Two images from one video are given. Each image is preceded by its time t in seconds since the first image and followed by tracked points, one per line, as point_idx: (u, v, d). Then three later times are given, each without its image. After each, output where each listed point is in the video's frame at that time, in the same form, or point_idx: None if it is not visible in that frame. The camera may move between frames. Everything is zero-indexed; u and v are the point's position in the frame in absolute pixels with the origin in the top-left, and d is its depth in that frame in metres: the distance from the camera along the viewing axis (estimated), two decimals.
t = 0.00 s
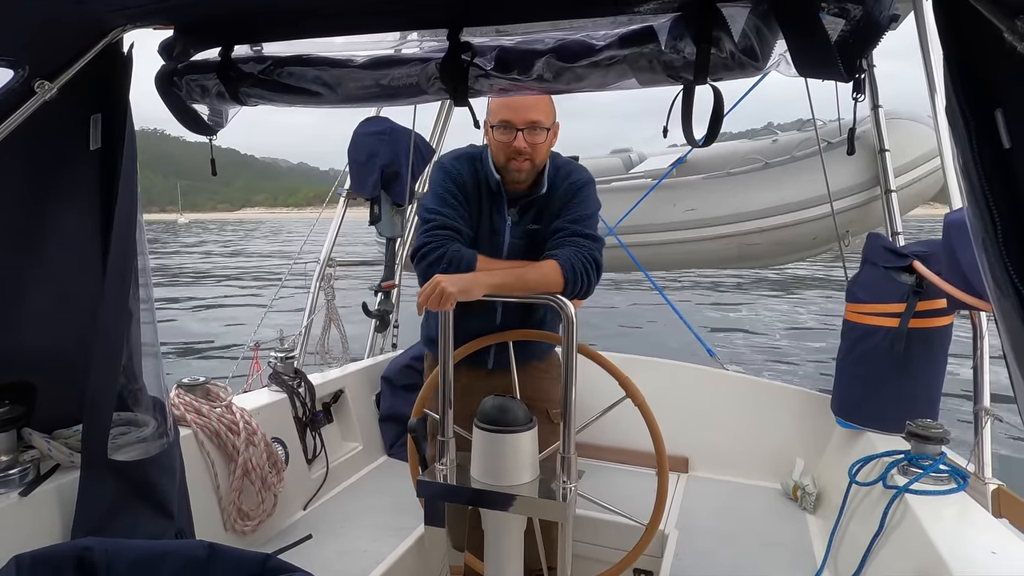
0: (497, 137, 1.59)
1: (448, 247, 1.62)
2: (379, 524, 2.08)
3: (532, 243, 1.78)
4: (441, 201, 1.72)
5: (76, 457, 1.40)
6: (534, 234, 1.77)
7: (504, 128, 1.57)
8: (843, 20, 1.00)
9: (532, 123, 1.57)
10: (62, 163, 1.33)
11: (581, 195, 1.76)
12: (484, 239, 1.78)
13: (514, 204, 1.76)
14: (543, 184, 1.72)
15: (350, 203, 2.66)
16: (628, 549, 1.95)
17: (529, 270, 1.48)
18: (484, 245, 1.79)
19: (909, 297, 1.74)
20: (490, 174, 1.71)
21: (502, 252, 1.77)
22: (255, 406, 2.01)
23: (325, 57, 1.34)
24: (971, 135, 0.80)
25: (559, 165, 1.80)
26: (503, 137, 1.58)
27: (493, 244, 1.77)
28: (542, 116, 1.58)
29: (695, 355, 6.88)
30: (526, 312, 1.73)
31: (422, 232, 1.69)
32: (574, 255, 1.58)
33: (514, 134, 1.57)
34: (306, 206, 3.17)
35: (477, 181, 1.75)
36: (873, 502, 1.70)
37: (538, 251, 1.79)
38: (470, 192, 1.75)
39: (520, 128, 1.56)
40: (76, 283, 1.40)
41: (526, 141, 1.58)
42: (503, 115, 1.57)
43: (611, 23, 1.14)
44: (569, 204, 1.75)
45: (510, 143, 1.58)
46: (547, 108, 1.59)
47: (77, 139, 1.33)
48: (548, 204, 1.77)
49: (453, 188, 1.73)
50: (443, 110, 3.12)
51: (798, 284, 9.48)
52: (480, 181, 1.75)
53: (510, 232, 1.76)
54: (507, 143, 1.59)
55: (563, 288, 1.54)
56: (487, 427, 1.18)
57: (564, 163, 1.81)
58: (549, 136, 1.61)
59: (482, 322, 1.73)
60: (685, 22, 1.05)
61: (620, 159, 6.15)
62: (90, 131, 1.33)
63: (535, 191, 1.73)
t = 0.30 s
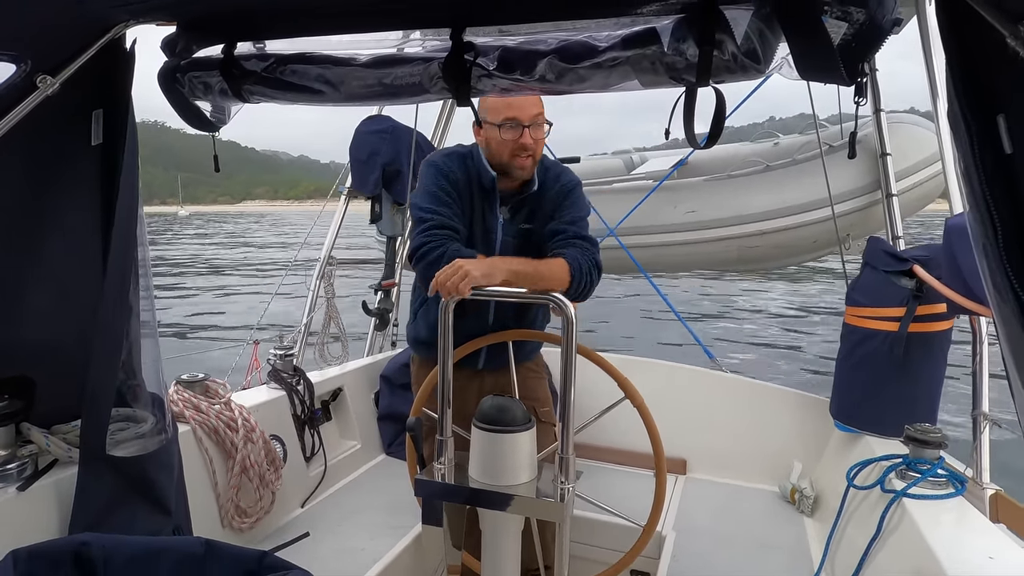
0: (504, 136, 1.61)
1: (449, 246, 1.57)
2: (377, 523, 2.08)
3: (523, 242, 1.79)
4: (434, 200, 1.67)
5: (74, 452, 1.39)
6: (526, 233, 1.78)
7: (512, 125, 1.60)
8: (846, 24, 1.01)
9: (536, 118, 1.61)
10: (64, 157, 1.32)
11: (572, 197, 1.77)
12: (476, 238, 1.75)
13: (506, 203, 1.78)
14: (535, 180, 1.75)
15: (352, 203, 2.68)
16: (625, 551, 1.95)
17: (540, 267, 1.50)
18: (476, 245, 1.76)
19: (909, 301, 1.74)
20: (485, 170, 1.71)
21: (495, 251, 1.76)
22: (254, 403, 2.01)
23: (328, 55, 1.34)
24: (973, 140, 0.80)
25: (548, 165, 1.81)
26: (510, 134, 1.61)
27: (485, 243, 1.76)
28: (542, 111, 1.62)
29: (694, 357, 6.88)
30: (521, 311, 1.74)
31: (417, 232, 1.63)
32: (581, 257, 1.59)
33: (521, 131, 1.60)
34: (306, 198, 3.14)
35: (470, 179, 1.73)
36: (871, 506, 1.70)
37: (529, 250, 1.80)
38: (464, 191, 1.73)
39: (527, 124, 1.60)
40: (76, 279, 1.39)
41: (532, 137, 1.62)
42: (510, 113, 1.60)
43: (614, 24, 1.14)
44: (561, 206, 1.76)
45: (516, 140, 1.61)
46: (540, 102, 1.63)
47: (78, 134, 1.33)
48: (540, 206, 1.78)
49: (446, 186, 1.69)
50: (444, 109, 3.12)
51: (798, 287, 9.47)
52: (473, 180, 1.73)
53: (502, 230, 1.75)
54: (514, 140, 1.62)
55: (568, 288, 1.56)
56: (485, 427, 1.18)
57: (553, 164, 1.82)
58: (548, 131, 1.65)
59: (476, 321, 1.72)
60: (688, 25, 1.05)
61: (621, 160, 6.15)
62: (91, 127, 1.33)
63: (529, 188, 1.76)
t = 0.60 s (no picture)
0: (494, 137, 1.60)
1: (445, 246, 1.57)
2: (376, 522, 2.08)
3: (520, 238, 1.79)
4: (427, 202, 1.67)
5: (74, 451, 1.39)
6: (523, 231, 1.79)
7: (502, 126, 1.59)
8: (846, 25, 1.01)
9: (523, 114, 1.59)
10: (66, 155, 1.33)
11: (569, 202, 1.83)
12: (472, 237, 1.76)
13: (500, 201, 1.76)
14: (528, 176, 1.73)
15: (352, 203, 2.70)
16: (625, 551, 1.95)
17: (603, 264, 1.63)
18: (472, 243, 1.76)
19: (910, 302, 1.73)
20: (478, 170, 1.70)
21: (490, 248, 1.77)
22: (254, 402, 2.01)
23: (329, 55, 1.34)
24: (973, 142, 0.80)
25: (543, 162, 1.83)
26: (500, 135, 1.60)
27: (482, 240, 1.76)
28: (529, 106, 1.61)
29: (694, 357, 6.87)
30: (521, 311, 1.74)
31: (413, 235, 1.63)
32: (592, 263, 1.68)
33: (511, 130, 1.59)
34: (306, 189, 3.11)
35: (461, 178, 1.72)
36: (870, 507, 1.70)
37: (526, 247, 1.81)
38: (456, 190, 1.72)
39: (515, 122, 1.59)
40: (76, 279, 1.40)
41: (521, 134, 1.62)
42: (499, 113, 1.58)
43: (615, 24, 1.14)
44: (558, 213, 1.82)
45: (508, 138, 1.60)
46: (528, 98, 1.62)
47: (78, 133, 1.33)
48: (536, 206, 1.80)
49: (438, 186, 1.69)
50: (445, 109, 3.11)
51: (798, 287, 9.47)
52: (463, 178, 1.72)
53: (497, 226, 1.76)
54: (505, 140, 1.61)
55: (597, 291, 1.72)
56: (485, 426, 1.18)
57: (546, 161, 1.84)
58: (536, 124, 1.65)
59: (475, 322, 1.72)
60: (688, 26, 1.05)
61: (621, 161, 6.11)
62: (91, 126, 1.33)
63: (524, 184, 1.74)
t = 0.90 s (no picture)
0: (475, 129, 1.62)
1: (445, 246, 1.57)
2: (378, 523, 2.08)
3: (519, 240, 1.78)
4: (425, 202, 1.67)
5: (75, 454, 1.39)
6: (522, 231, 1.78)
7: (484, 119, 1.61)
8: (845, 23, 1.01)
9: (510, 113, 1.60)
10: (69, 154, 1.33)
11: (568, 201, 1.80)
12: (471, 236, 1.76)
13: (497, 198, 1.76)
14: (524, 176, 1.73)
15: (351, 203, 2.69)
16: (626, 550, 1.95)
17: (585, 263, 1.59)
18: (471, 243, 1.76)
19: (910, 299, 1.74)
20: (473, 166, 1.70)
21: (489, 247, 1.76)
22: (255, 404, 2.01)
23: (329, 56, 1.34)
24: (972, 139, 0.80)
25: (540, 160, 1.82)
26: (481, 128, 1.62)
27: (481, 241, 1.76)
28: (520, 107, 1.62)
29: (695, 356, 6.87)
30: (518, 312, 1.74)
31: (412, 236, 1.63)
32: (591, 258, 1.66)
33: (493, 125, 1.61)
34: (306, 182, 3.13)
35: (459, 178, 1.73)
36: (871, 505, 1.70)
37: (527, 249, 1.80)
38: (455, 190, 1.72)
39: (499, 118, 1.60)
40: (76, 281, 1.40)
41: (504, 131, 1.62)
42: (484, 107, 1.60)
43: (613, 24, 1.14)
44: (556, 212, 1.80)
45: (488, 134, 1.62)
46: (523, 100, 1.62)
47: (77, 136, 1.33)
48: (534, 205, 1.79)
49: (435, 186, 1.69)
50: (443, 110, 3.11)
51: (798, 286, 9.46)
52: (461, 179, 1.73)
53: (495, 227, 1.76)
54: (485, 134, 1.63)
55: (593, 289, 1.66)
56: (486, 427, 1.18)
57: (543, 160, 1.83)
58: (526, 126, 1.65)
59: (475, 321, 1.72)
60: (687, 25, 1.05)
61: (620, 160, 6.26)
62: (90, 128, 1.33)
63: (519, 184, 1.74)
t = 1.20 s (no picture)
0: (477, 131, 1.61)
1: (445, 246, 1.58)
2: (381, 525, 2.08)
3: (515, 240, 1.77)
4: (427, 201, 1.67)
5: (78, 460, 1.40)
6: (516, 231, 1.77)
7: (486, 121, 1.60)
8: (842, 18, 1.02)
9: (511, 117, 1.59)
10: (69, 160, 1.33)
11: (562, 198, 1.74)
12: (471, 238, 1.75)
13: (498, 201, 1.75)
14: (521, 178, 1.71)
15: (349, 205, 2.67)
16: (630, 548, 1.95)
17: (526, 269, 1.49)
18: (471, 244, 1.76)
19: (909, 293, 1.74)
20: (473, 167, 1.70)
21: (488, 250, 1.75)
22: (256, 407, 2.01)
23: (326, 58, 1.34)
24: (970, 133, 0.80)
25: (537, 158, 1.79)
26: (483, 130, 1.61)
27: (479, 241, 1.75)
28: (522, 111, 1.60)
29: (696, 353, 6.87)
30: (518, 313, 1.74)
31: (413, 234, 1.63)
32: (574, 255, 1.60)
33: (494, 127, 1.59)
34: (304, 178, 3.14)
35: (461, 177, 1.71)
36: (874, 500, 1.70)
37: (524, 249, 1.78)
38: (455, 190, 1.71)
39: (500, 121, 1.58)
40: (76, 285, 1.39)
41: (505, 134, 1.61)
42: (485, 108, 1.59)
43: (609, 22, 1.14)
44: (549, 207, 1.74)
45: (489, 136, 1.61)
46: (526, 103, 1.62)
47: (75, 142, 1.33)
48: (532, 202, 1.76)
49: (438, 186, 1.69)
50: (441, 111, 3.11)
51: (799, 282, 9.45)
52: (462, 179, 1.72)
53: (494, 228, 1.74)
54: (487, 136, 1.62)
55: (561, 287, 1.56)
56: (488, 427, 1.18)
57: (542, 159, 1.79)
58: (529, 130, 1.63)
59: (475, 322, 1.72)
60: (684, 22, 1.05)
61: (619, 158, 6.28)
62: (88, 134, 1.33)
63: (518, 186, 1.73)
